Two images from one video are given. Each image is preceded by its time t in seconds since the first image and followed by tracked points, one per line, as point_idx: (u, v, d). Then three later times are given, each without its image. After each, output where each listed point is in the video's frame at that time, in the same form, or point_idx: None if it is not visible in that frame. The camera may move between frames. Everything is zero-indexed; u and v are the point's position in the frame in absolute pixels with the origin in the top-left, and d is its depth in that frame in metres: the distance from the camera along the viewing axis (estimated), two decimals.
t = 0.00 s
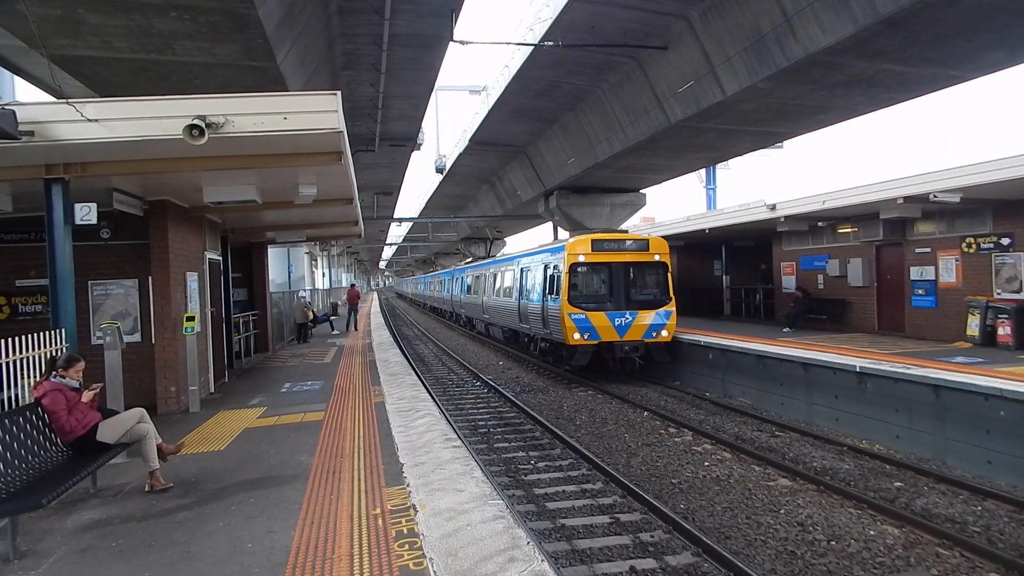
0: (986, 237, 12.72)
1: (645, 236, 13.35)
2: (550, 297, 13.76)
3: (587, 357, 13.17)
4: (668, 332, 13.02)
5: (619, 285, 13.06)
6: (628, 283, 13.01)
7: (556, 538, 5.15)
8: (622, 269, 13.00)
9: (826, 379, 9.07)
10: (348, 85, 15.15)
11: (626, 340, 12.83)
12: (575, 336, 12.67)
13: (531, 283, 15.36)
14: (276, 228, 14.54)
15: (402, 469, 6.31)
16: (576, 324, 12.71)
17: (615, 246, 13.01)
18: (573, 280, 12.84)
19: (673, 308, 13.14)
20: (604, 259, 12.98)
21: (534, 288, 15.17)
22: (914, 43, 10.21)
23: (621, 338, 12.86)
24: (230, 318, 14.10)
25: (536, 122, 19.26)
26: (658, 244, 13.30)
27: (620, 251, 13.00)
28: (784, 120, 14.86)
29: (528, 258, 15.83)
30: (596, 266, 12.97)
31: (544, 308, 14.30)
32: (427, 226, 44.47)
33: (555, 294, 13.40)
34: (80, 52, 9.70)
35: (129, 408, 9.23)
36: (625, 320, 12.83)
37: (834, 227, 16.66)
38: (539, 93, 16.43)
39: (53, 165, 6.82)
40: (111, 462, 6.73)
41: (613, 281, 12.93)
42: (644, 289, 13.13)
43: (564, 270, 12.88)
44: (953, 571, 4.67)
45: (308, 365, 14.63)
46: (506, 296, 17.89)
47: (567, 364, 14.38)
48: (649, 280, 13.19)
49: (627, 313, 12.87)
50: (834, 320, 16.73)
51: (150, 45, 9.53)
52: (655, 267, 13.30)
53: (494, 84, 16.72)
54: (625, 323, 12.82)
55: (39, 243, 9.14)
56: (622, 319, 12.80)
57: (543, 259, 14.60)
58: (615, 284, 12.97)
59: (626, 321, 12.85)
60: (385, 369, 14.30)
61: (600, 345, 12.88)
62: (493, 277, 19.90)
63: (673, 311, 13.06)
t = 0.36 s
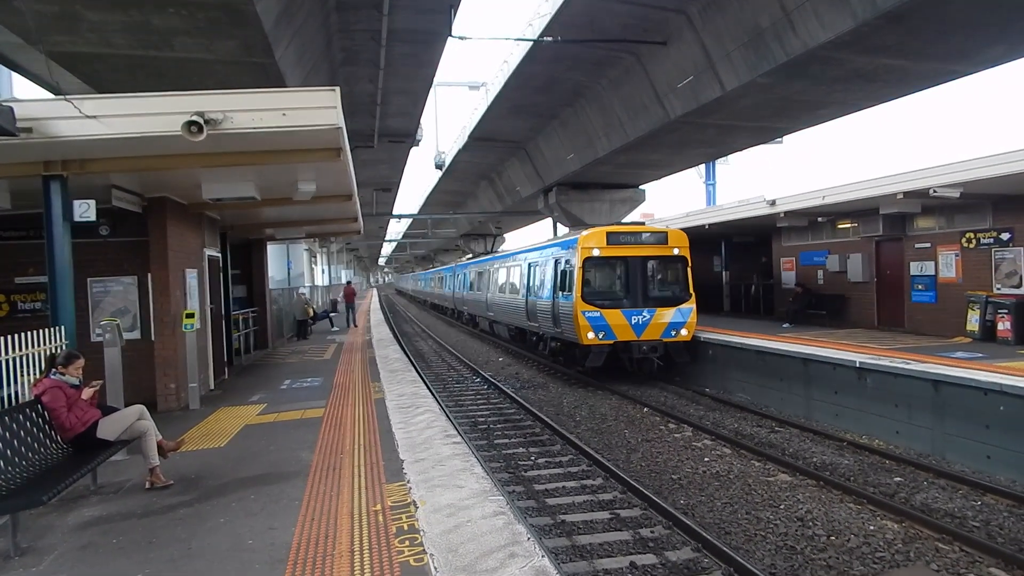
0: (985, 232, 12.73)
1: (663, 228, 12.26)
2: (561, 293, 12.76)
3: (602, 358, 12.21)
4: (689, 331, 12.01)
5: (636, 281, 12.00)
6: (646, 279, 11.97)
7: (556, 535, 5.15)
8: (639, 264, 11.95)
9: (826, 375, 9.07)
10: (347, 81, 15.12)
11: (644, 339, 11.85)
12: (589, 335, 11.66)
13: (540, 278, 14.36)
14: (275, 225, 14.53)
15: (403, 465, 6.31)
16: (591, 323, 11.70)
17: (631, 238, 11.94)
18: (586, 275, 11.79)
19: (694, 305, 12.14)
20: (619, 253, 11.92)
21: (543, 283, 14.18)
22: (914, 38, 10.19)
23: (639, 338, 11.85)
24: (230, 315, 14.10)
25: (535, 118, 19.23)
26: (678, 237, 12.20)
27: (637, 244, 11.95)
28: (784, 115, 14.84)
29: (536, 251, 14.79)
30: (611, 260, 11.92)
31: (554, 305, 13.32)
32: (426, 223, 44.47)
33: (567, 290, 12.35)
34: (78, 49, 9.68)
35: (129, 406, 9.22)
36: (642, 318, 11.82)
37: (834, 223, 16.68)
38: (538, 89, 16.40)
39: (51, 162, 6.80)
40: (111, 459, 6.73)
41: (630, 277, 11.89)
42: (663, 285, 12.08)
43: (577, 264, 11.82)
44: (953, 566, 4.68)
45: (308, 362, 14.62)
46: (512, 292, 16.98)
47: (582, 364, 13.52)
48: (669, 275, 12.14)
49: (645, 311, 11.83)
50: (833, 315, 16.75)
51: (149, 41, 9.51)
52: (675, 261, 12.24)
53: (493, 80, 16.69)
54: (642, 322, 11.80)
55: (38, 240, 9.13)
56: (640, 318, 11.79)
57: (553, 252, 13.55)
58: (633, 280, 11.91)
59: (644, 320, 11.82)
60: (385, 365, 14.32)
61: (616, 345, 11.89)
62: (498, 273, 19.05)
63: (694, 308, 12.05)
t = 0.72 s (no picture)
0: (983, 229, 12.74)
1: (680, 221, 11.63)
2: (572, 290, 12.12)
3: (616, 360, 11.59)
4: (708, 331, 11.40)
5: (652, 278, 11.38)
6: (663, 275, 11.35)
7: (554, 531, 5.16)
8: (655, 260, 11.33)
9: (824, 372, 9.08)
10: (345, 77, 15.07)
11: (661, 340, 11.20)
12: (603, 335, 11.04)
13: (549, 276, 13.70)
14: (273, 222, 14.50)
15: (401, 462, 6.32)
16: (605, 322, 11.08)
17: (646, 233, 11.33)
18: (599, 272, 11.19)
19: (713, 304, 11.54)
20: (634, 248, 11.31)
21: (552, 281, 13.53)
22: (912, 35, 10.18)
23: (656, 339, 11.22)
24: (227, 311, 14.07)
25: (533, 115, 19.20)
26: (696, 231, 11.58)
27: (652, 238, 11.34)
28: (783, 112, 14.83)
29: (546, 248, 14.13)
30: (625, 256, 11.31)
31: (564, 304, 12.70)
32: (424, 219, 44.44)
33: (579, 288, 11.73)
34: (75, 44, 9.64)
35: (126, 402, 9.21)
36: (659, 317, 11.20)
37: (832, 220, 16.70)
38: (537, 85, 16.37)
39: (49, 158, 6.79)
40: (108, 456, 6.72)
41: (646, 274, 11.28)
42: (680, 282, 11.46)
43: (590, 260, 11.21)
44: (950, 562, 4.70)
45: (306, 359, 14.61)
46: (518, 290, 16.27)
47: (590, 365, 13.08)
48: (686, 271, 11.51)
49: (662, 309, 11.22)
50: (831, 312, 16.77)
51: (147, 37, 9.47)
52: (693, 256, 11.60)
53: (492, 77, 16.65)
54: (659, 321, 11.18)
55: (35, 236, 9.11)
56: (657, 317, 11.16)
57: (563, 248, 12.90)
58: (649, 277, 11.30)
59: (661, 319, 11.21)
60: (383, 362, 14.33)
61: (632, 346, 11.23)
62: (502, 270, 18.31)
63: (713, 307, 11.46)
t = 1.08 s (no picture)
0: (977, 228, 12.77)
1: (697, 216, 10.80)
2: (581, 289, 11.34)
3: (630, 364, 10.82)
4: (727, 333, 10.62)
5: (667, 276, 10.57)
6: (679, 275, 10.55)
7: (550, 530, 5.16)
8: (670, 257, 10.51)
9: (820, 370, 9.09)
10: (340, 77, 15.04)
11: (677, 342, 10.41)
12: (615, 339, 10.25)
13: (556, 274, 12.95)
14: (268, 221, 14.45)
15: (396, 461, 6.31)
16: (618, 324, 10.29)
17: (661, 228, 10.51)
18: (611, 270, 10.38)
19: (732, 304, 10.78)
20: (648, 244, 10.50)
21: (559, 280, 12.80)
22: (906, 34, 10.22)
23: (672, 341, 10.45)
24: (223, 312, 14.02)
25: (529, 114, 19.19)
26: (714, 226, 10.77)
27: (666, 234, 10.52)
28: (778, 111, 14.85)
29: (552, 245, 13.36)
30: (638, 253, 10.50)
31: (572, 304, 11.95)
32: (420, 219, 44.40)
33: (588, 287, 10.95)
34: (68, 44, 9.59)
35: (121, 403, 9.18)
36: (675, 318, 10.42)
37: (826, 218, 16.70)
38: (532, 85, 16.36)
39: (42, 158, 6.76)
40: (103, 457, 6.70)
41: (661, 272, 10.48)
42: (697, 281, 10.66)
43: (601, 258, 10.40)
44: (944, 559, 4.72)
45: (301, 359, 14.58)
46: (522, 290, 15.54)
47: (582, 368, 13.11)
48: (704, 269, 10.71)
49: (679, 310, 10.45)
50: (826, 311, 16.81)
51: (141, 36, 9.43)
52: (710, 254, 10.79)
53: (487, 76, 16.64)
54: (675, 322, 10.40)
55: (29, 237, 9.06)
56: (673, 318, 10.39)
57: (571, 245, 12.13)
58: (664, 276, 10.50)
59: (677, 320, 10.43)
60: (379, 361, 14.32)
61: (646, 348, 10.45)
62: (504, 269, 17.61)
63: (732, 307, 10.70)
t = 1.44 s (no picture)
0: (970, 225, 12.84)
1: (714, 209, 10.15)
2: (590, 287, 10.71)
3: (644, 368, 10.16)
4: (747, 334, 9.96)
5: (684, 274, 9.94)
6: (696, 272, 9.92)
7: (546, 527, 5.17)
8: (687, 253, 9.88)
9: (814, 367, 9.11)
10: (335, 74, 14.99)
11: (695, 343, 9.75)
12: (629, 340, 9.58)
13: (565, 272, 12.19)
14: (263, 219, 14.39)
15: (391, 459, 6.30)
16: (632, 324, 9.62)
17: (677, 223, 9.85)
18: (625, 267, 9.71)
19: (752, 304, 10.15)
20: (663, 239, 9.86)
21: (568, 277, 12.05)
22: (900, 32, 10.24)
23: (689, 343, 9.80)
24: (217, 310, 13.98)
25: (524, 112, 19.17)
26: (732, 220, 10.15)
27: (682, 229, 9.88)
28: (773, 109, 14.87)
29: (559, 241, 12.59)
30: (653, 249, 9.86)
31: (581, 303, 11.29)
32: (415, 217, 44.37)
33: (599, 285, 10.31)
34: (61, 41, 9.53)
35: (115, 401, 9.14)
36: (692, 319, 9.78)
37: (821, 217, 16.61)
38: (528, 82, 16.34)
39: (35, 156, 6.72)
40: (96, 455, 6.67)
41: (677, 269, 9.85)
42: (715, 279, 10.04)
43: (614, 254, 9.74)
44: (937, 555, 4.74)
45: (296, 357, 14.53)
46: (526, 288, 14.76)
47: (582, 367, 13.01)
48: (722, 266, 10.10)
49: (696, 310, 9.82)
50: (821, 308, 16.86)
51: (134, 33, 9.38)
52: (728, 250, 10.17)
53: (482, 74, 16.62)
54: (692, 322, 9.76)
55: (21, 235, 9.02)
56: (689, 318, 9.75)
57: (581, 241, 11.38)
58: (681, 273, 9.86)
59: (694, 321, 9.79)
60: (374, 359, 14.30)
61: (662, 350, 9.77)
62: (506, 266, 16.90)
63: (752, 307, 10.07)
